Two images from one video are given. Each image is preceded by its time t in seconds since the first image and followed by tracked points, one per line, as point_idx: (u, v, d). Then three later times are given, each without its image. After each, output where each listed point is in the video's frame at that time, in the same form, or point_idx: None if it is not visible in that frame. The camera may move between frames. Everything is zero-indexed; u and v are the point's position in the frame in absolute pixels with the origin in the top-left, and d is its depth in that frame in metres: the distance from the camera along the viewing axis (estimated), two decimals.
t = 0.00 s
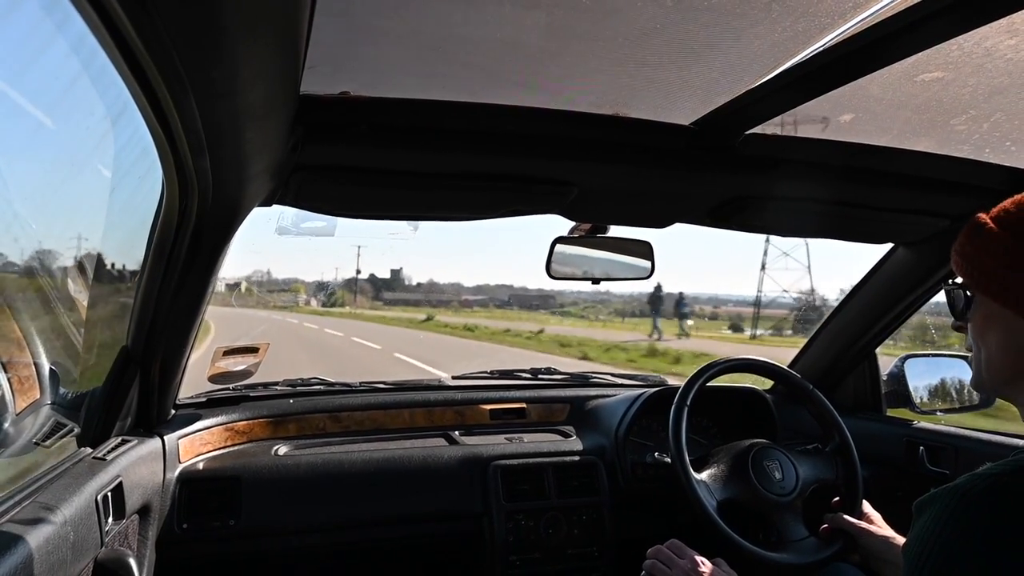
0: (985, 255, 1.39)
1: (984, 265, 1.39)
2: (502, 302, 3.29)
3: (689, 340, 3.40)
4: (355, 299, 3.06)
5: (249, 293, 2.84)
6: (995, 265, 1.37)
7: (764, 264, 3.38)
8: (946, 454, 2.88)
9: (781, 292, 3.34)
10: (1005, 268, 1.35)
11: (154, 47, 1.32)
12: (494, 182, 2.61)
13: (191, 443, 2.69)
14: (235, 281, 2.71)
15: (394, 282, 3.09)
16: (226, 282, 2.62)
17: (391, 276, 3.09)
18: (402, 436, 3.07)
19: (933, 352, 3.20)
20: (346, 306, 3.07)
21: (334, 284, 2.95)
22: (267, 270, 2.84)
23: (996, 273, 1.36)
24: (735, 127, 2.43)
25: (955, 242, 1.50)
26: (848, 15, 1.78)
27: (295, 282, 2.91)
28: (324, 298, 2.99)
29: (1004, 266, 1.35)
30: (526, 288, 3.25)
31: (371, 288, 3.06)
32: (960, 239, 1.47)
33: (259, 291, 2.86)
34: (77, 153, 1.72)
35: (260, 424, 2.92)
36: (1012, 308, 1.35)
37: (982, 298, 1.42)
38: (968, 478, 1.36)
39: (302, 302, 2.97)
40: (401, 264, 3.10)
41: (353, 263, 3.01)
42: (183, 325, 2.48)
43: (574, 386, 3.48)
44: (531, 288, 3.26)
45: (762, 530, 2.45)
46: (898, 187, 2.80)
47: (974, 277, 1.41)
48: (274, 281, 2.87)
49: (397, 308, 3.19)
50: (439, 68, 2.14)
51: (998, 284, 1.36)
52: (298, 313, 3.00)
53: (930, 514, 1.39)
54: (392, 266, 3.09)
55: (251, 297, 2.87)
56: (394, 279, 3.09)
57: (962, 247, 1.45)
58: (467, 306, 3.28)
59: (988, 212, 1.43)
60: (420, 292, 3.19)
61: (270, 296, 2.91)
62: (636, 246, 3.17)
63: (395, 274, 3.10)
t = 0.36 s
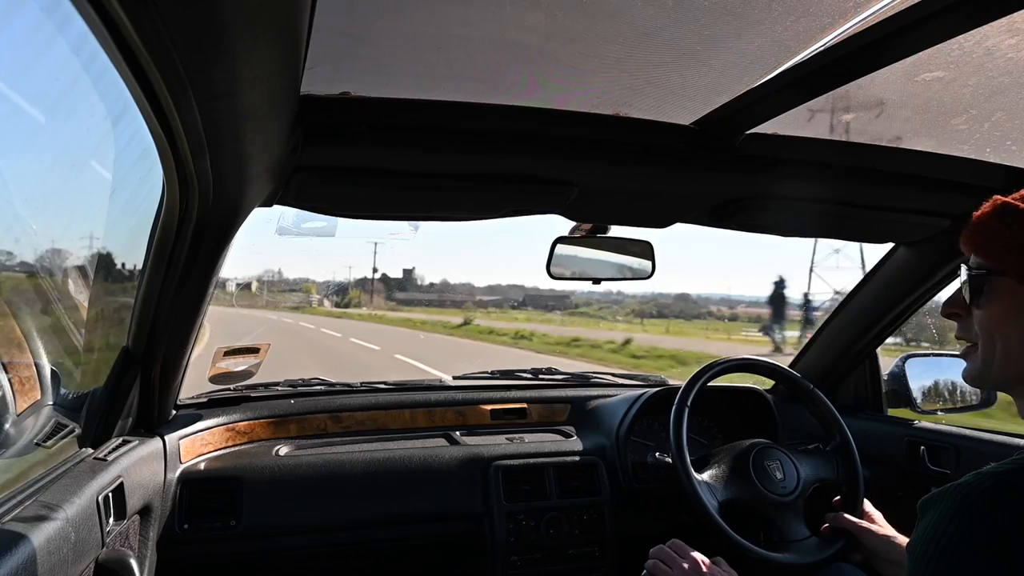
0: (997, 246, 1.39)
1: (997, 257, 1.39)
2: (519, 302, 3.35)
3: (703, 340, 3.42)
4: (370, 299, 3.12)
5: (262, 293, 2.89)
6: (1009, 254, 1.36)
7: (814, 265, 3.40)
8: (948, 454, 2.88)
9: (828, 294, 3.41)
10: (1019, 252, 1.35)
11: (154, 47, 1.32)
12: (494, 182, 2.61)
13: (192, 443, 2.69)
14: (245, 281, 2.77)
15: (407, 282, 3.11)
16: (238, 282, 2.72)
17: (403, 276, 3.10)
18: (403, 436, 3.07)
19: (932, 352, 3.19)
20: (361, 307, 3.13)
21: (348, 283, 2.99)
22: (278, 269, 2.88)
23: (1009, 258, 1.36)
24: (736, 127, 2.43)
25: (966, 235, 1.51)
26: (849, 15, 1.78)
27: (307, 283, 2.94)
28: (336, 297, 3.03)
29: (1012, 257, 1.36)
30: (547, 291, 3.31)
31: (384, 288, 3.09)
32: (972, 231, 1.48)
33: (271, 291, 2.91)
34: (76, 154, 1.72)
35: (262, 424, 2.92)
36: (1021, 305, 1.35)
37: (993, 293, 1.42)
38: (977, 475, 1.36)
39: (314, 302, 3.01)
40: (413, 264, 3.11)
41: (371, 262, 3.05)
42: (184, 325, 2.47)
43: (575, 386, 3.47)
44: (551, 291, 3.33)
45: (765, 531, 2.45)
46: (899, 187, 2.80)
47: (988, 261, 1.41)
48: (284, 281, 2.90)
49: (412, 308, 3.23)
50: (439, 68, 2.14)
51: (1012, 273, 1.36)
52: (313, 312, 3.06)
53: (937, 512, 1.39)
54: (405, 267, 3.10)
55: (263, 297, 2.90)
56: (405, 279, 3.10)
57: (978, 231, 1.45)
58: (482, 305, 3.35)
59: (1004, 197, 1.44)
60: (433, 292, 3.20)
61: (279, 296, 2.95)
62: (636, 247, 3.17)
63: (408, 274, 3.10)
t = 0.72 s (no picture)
0: (994, 248, 1.39)
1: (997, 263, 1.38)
2: (539, 304, 3.37)
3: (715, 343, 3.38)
4: (390, 303, 3.16)
5: (273, 295, 2.92)
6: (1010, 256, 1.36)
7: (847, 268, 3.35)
8: (949, 456, 2.87)
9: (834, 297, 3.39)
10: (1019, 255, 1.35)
11: (155, 48, 1.32)
12: (495, 184, 2.61)
13: (194, 444, 2.70)
14: (258, 282, 2.83)
15: (421, 283, 3.16)
16: (247, 284, 2.77)
17: (417, 278, 3.16)
18: (406, 437, 3.08)
19: (932, 354, 3.16)
20: (380, 311, 3.17)
21: (363, 286, 3.01)
22: (291, 271, 2.90)
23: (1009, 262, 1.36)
24: (737, 129, 2.43)
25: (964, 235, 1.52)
26: (851, 17, 1.78)
27: (319, 285, 2.95)
28: (350, 299, 3.03)
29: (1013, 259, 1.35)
30: (559, 292, 3.31)
31: (400, 290, 3.15)
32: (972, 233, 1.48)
33: (283, 294, 2.93)
34: (77, 155, 1.72)
35: (263, 426, 2.93)
36: (1022, 310, 1.34)
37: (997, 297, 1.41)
38: (979, 480, 1.35)
39: (330, 304, 3.01)
40: (427, 266, 3.15)
41: (389, 262, 3.11)
42: (185, 327, 2.47)
43: (575, 387, 3.47)
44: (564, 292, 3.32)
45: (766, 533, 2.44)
46: (900, 188, 2.79)
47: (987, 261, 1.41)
48: (297, 283, 2.91)
49: (430, 311, 3.24)
50: (441, 69, 2.14)
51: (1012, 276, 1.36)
52: (326, 315, 3.07)
53: (938, 515, 1.38)
54: (417, 270, 3.15)
55: (274, 300, 2.93)
56: (421, 280, 3.16)
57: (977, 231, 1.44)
58: (497, 308, 3.34)
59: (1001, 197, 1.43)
60: (448, 295, 3.22)
61: (291, 299, 2.96)
62: (637, 248, 3.17)
63: (421, 276, 3.15)
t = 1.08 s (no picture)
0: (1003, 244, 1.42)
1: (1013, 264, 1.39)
2: (555, 305, 3.31)
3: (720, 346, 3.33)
4: (411, 304, 3.13)
5: (286, 296, 2.93)
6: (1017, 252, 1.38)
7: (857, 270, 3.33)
8: (951, 456, 2.87)
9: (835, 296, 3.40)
10: None
11: (156, 49, 1.32)
12: (495, 183, 2.61)
13: (195, 444, 2.70)
14: (271, 285, 2.86)
15: (435, 284, 3.14)
16: (262, 285, 2.82)
17: (432, 278, 3.13)
18: (407, 437, 3.08)
19: (931, 355, 3.16)
20: (402, 312, 3.13)
21: (377, 287, 3.01)
22: (304, 272, 2.90)
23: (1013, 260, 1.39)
24: (738, 128, 2.43)
25: (965, 230, 1.53)
26: (851, 17, 1.78)
27: (332, 286, 2.93)
28: (367, 300, 3.01)
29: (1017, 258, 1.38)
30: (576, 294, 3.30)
31: (417, 290, 3.13)
32: (975, 230, 1.50)
33: (295, 294, 2.92)
34: (78, 155, 1.72)
35: (264, 426, 2.93)
36: None
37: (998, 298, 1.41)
38: (989, 481, 1.35)
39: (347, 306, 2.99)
40: (442, 266, 3.13)
41: (411, 259, 3.08)
42: (185, 327, 2.47)
43: (576, 387, 3.47)
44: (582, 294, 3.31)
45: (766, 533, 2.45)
46: (901, 188, 2.79)
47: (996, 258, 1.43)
48: (310, 284, 2.90)
49: (454, 314, 3.19)
50: (442, 69, 2.14)
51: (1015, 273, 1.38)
52: (344, 318, 3.05)
53: (947, 517, 1.38)
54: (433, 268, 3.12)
55: (286, 300, 2.94)
56: (434, 281, 3.13)
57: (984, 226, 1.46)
58: (515, 310, 3.26)
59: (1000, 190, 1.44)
60: (465, 296, 3.20)
61: (306, 300, 2.95)
62: (637, 248, 3.17)
63: (437, 276, 3.13)
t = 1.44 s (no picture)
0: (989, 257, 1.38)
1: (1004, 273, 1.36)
2: (571, 303, 3.33)
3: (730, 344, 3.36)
4: (437, 304, 3.14)
5: (300, 295, 2.94)
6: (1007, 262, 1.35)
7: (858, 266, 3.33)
8: (951, 456, 2.87)
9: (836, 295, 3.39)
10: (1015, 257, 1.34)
11: (156, 49, 1.32)
12: (495, 183, 2.61)
13: (196, 444, 2.71)
14: (282, 283, 2.87)
15: (451, 283, 3.13)
16: (276, 283, 2.84)
17: (450, 277, 3.13)
18: (408, 437, 3.08)
19: (932, 355, 3.15)
20: (428, 312, 3.14)
21: (395, 285, 3.04)
22: (318, 271, 2.93)
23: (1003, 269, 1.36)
24: (739, 128, 2.43)
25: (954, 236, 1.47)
26: (852, 16, 1.78)
27: (348, 284, 2.96)
28: (386, 299, 3.06)
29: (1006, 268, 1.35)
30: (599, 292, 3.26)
31: (443, 291, 3.13)
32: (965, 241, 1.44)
33: (310, 294, 2.95)
34: (78, 155, 1.72)
35: (264, 426, 2.93)
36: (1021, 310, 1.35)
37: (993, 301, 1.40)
38: (978, 484, 1.35)
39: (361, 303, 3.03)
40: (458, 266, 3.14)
41: (438, 257, 3.10)
42: (186, 327, 2.47)
43: (576, 387, 3.47)
44: (605, 294, 3.28)
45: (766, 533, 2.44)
46: (901, 188, 2.80)
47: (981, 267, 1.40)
48: (323, 283, 2.93)
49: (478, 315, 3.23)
50: (442, 69, 2.14)
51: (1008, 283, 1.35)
52: (367, 317, 3.10)
53: (938, 520, 1.38)
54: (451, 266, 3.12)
55: (301, 300, 2.94)
56: (451, 280, 3.13)
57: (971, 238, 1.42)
58: (533, 309, 3.29)
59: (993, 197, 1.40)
60: (482, 295, 3.23)
61: (321, 299, 2.97)
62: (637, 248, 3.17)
63: (452, 275, 3.12)
